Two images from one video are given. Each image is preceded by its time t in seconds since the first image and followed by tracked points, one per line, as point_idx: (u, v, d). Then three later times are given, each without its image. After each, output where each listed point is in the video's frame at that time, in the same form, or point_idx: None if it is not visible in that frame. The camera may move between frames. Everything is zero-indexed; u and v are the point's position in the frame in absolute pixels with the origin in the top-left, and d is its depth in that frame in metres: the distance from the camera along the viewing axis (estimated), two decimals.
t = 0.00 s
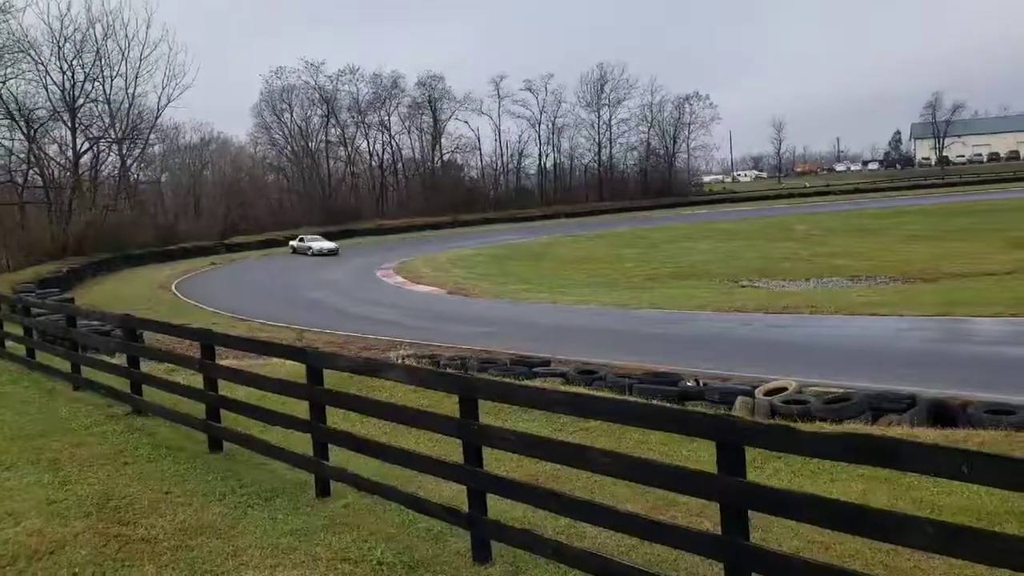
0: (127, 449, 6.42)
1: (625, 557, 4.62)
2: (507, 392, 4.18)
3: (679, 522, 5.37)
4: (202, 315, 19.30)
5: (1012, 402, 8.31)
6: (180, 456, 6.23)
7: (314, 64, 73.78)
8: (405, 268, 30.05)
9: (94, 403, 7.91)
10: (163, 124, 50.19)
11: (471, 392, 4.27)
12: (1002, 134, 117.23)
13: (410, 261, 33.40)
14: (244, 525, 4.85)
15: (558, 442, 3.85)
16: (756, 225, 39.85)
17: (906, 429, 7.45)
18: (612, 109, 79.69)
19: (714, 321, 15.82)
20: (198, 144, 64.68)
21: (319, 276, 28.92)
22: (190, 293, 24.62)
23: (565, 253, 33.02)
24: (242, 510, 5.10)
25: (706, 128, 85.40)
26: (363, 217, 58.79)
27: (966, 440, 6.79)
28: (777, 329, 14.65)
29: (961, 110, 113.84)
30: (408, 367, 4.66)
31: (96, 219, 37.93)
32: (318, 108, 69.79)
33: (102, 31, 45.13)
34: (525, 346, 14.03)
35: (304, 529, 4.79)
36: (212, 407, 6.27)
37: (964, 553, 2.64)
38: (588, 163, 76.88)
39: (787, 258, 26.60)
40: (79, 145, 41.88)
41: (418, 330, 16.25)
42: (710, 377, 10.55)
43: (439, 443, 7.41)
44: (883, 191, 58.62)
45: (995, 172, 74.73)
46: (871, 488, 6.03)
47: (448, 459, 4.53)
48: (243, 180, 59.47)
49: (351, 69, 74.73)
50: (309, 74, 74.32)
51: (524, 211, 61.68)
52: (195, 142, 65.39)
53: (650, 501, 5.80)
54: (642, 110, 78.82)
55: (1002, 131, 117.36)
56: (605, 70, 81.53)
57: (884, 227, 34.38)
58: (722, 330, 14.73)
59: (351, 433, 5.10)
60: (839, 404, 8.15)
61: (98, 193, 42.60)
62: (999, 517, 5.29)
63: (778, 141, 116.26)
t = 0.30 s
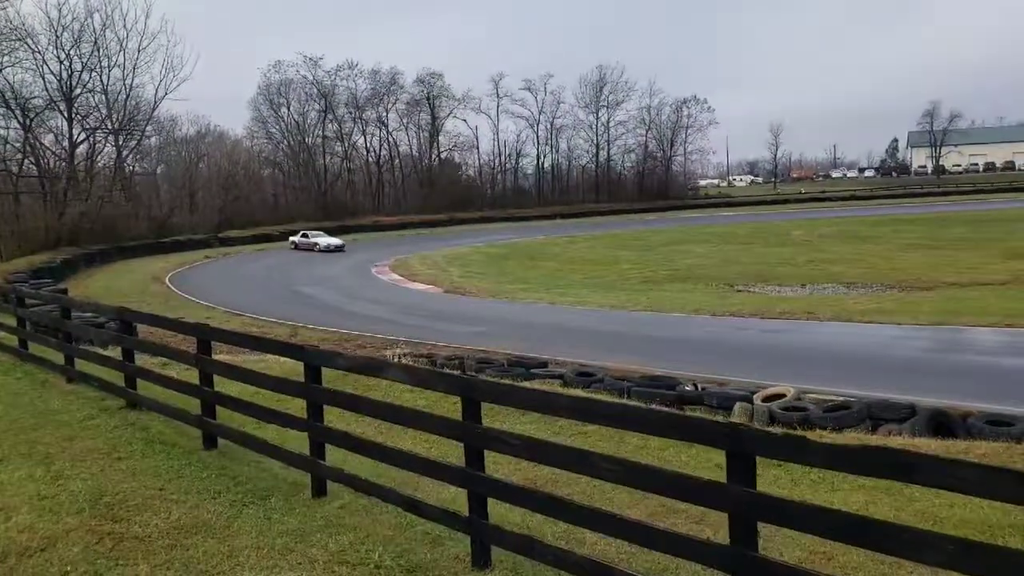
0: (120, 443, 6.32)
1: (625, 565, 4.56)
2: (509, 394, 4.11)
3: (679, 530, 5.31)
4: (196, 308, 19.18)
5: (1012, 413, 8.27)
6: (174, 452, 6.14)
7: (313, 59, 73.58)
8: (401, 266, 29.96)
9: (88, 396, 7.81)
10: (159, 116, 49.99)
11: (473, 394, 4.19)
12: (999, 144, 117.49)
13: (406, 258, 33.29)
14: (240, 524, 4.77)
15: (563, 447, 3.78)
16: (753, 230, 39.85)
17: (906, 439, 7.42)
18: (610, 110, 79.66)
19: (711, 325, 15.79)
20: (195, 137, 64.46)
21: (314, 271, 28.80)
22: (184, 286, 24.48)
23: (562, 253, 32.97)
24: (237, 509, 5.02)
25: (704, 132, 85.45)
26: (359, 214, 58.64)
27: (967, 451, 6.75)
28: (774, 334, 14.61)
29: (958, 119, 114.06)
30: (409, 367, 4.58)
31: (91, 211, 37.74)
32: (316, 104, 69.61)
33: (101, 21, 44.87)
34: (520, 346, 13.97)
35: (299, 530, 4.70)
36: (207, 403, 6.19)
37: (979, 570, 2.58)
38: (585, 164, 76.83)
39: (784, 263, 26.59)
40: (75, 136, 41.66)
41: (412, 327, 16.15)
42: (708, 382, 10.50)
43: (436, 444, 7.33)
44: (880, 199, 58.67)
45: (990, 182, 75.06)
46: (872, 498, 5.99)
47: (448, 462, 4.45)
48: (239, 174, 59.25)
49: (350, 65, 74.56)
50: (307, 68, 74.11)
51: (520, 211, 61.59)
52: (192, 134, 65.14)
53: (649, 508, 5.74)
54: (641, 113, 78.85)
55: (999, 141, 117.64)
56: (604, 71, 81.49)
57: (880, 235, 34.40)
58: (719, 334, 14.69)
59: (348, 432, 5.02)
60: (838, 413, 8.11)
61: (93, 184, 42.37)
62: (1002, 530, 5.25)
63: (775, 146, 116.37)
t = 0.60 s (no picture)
0: (132, 439, 6.30)
1: (642, 567, 4.51)
2: (528, 393, 4.06)
3: (695, 531, 5.26)
4: (205, 304, 19.19)
5: None
6: (186, 448, 6.11)
7: (322, 56, 73.62)
8: (409, 263, 29.95)
9: (99, 391, 7.80)
10: (168, 111, 50.08)
11: (491, 393, 4.15)
12: (1009, 145, 116.84)
13: (414, 255, 33.27)
14: (255, 522, 4.74)
15: (581, 448, 3.73)
16: (761, 229, 39.72)
17: (922, 442, 7.34)
18: (619, 109, 79.50)
19: (720, 324, 15.71)
20: (204, 133, 64.57)
21: (322, 267, 28.81)
22: (192, 281, 24.52)
23: (570, 251, 32.92)
24: (251, 506, 4.98)
25: (712, 131, 85.22)
26: (367, 211, 58.67)
27: (986, 454, 6.69)
28: (784, 334, 14.52)
29: (967, 120, 113.56)
30: (426, 365, 4.53)
31: (100, 205, 37.83)
32: (325, 100, 69.68)
33: (111, 16, 44.94)
34: (530, 344, 13.92)
35: (314, 528, 4.66)
36: (219, 400, 6.15)
37: None
38: (593, 162, 76.72)
39: (793, 263, 26.50)
40: (85, 131, 41.76)
41: (421, 325, 16.13)
42: (720, 382, 10.41)
43: (449, 442, 7.29)
44: (888, 199, 58.42)
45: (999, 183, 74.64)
46: (889, 501, 5.93)
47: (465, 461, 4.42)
48: (246, 169, 59.28)
49: (359, 62, 74.53)
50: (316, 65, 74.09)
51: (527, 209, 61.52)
52: (200, 130, 65.22)
53: (664, 509, 5.69)
54: (649, 111, 78.69)
55: (1008, 142, 116.96)
56: (612, 69, 81.34)
57: (890, 235, 34.25)
58: (729, 334, 14.63)
59: (363, 430, 4.97)
60: (853, 414, 8.04)
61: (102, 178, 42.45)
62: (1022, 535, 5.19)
63: (784, 146, 116.04)
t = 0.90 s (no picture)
0: (166, 435, 6.37)
1: (676, 570, 4.45)
2: (561, 393, 4.03)
3: (728, 534, 5.19)
4: (235, 302, 19.39)
5: None
6: (219, 444, 6.16)
7: (351, 57, 74.20)
8: (437, 262, 30.05)
9: (133, 387, 7.90)
10: (200, 111, 50.77)
11: (523, 392, 4.13)
12: None
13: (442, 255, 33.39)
14: (286, 519, 4.76)
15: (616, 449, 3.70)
16: (792, 230, 39.28)
17: (959, 447, 7.20)
18: (647, 109, 79.11)
19: (752, 327, 15.55)
20: (235, 133, 65.38)
21: (350, 267, 29.01)
22: (224, 280, 24.83)
23: (598, 252, 32.82)
24: (283, 503, 5.01)
25: (742, 131, 84.48)
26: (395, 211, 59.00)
27: None
28: (816, 337, 14.32)
29: (1004, 120, 111.44)
30: (458, 364, 4.52)
31: (134, 204, 38.42)
32: (354, 101, 70.24)
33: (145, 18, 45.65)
34: (559, 345, 13.87)
35: (346, 525, 4.67)
36: (252, 396, 6.20)
37: None
38: (621, 162, 76.42)
39: (825, 265, 26.17)
40: (119, 130, 42.44)
41: (450, 325, 16.15)
42: (752, 385, 10.29)
43: (479, 442, 7.28)
44: (922, 201, 57.46)
45: None
46: (926, 507, 5.81)
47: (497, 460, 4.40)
48: (277, 169, 59.89)
49: (388, 63, 75.01)
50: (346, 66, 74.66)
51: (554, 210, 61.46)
52: (232, 131, 66.06)
53: (696, 511, 5.63)
54: (677, 111, 78.21)
55: None
56: (641, 70, 80.99)
57: (924, 237, 33.68)
58: (760, 336, 14.46)
59: (395, 428, 4.97)
60: (888, 418, 7.91)
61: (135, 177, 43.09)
62: None
63: (814, 147, 114.80)
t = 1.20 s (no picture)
0: (163, 461, 6.35)
1: None
2: (559, 420, 4.02)
3: (729, 562, 5.14)
4: (237, 325, 19.41)
5: None
6: (217, 471, 6.14)
7: (355, 80, 74.86)
8: (438, 284, 30.10)
9: (131, 412, 7.89)
10: (203, 134, 51.12)
11: (522, 420, 4.12)
12: None
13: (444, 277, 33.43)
14: (283, 548, 4.72)
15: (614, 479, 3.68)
16: (794, 252, 39.31)
17: (961, 472, 7.16)
18: (648, 132, 79.52)
19: (754, 349, 15.52)
20: (238, 156, 65.81)
21: (352, 289, 29.06)
22: (226, 302, 24.87)
23: (600, 274, 32.84)
24: (280, 531, 4.98)
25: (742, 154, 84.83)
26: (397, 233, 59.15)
27: None
28: (819, 360, 14.26)
29: (1004, 142, 111.77)
30: (456, 391, 4.52)
31: (136, 227, 38.56)
32: (357, 123, 70.75)
33: (148, 42, 46.11)
34: (560, 367, 13.85)
35: (343, 553, 4.65)
36: (251, 422, 6.19)
37: None
38: (622, 184, 76.68)
39: (826, 287, 26.17)
40: (122, 154, 42.71)
41: (451, 347, 16.13)
42: (754, 409, 10.24)
43: (478, 469, 7.26)
44: (924, 222, 57.51)
45: None
46: (928, 534, 5.76)
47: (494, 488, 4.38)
48: (280, 191, 60.18)
49: (390, 86, 75.68)
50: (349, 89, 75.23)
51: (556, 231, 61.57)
52: (235, 154, 66.48)
53: (697, 539, 5.58)
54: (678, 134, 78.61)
55: None
56: (642, 92, 81.54)
57: (925, 259, 33.69)
58: (762, 359, 14.44)
59: (392, 454, 4.95)
60: (889, 443, 7.88)
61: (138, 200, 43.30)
62: None
63: (815, 169, 115.14)
